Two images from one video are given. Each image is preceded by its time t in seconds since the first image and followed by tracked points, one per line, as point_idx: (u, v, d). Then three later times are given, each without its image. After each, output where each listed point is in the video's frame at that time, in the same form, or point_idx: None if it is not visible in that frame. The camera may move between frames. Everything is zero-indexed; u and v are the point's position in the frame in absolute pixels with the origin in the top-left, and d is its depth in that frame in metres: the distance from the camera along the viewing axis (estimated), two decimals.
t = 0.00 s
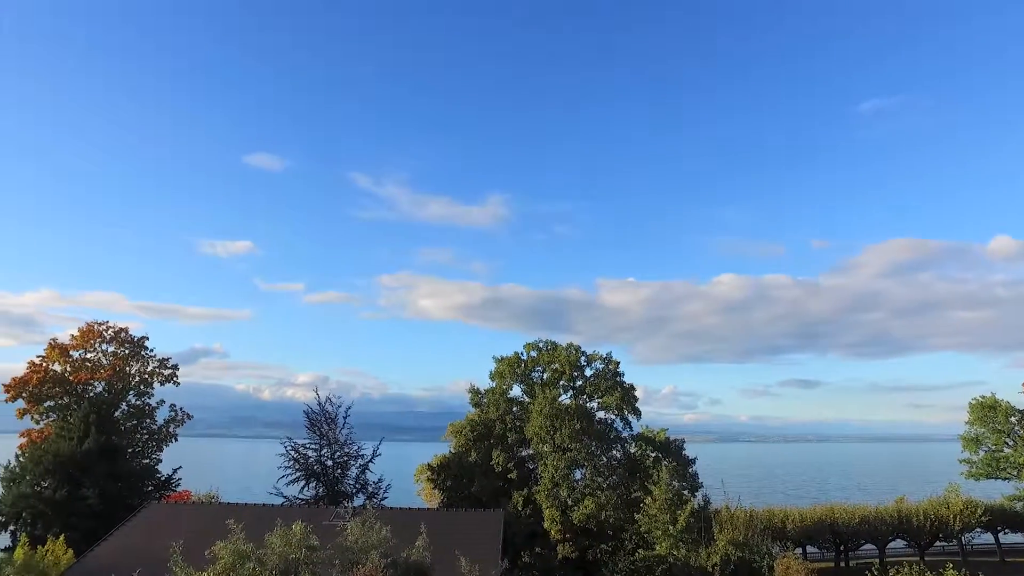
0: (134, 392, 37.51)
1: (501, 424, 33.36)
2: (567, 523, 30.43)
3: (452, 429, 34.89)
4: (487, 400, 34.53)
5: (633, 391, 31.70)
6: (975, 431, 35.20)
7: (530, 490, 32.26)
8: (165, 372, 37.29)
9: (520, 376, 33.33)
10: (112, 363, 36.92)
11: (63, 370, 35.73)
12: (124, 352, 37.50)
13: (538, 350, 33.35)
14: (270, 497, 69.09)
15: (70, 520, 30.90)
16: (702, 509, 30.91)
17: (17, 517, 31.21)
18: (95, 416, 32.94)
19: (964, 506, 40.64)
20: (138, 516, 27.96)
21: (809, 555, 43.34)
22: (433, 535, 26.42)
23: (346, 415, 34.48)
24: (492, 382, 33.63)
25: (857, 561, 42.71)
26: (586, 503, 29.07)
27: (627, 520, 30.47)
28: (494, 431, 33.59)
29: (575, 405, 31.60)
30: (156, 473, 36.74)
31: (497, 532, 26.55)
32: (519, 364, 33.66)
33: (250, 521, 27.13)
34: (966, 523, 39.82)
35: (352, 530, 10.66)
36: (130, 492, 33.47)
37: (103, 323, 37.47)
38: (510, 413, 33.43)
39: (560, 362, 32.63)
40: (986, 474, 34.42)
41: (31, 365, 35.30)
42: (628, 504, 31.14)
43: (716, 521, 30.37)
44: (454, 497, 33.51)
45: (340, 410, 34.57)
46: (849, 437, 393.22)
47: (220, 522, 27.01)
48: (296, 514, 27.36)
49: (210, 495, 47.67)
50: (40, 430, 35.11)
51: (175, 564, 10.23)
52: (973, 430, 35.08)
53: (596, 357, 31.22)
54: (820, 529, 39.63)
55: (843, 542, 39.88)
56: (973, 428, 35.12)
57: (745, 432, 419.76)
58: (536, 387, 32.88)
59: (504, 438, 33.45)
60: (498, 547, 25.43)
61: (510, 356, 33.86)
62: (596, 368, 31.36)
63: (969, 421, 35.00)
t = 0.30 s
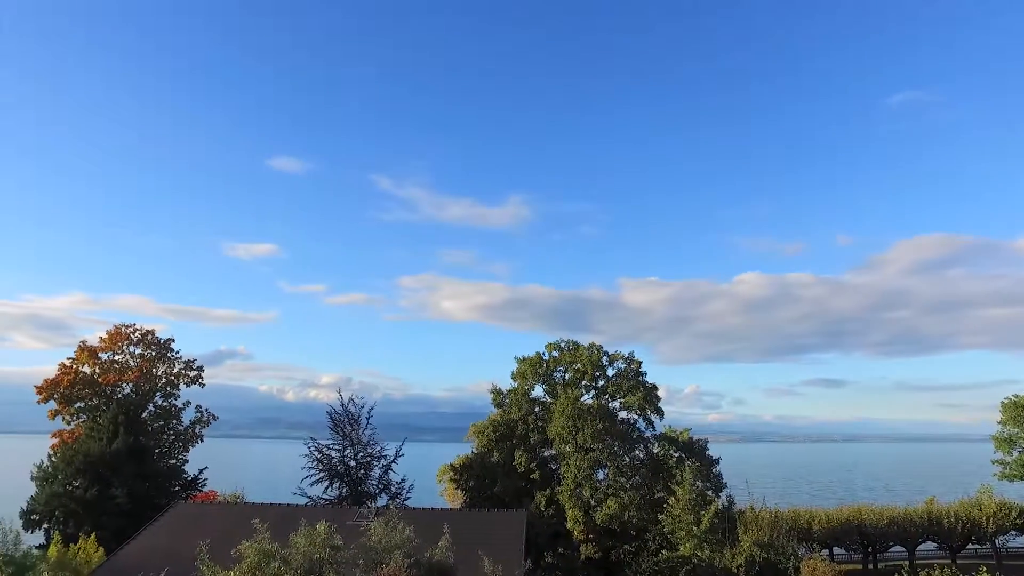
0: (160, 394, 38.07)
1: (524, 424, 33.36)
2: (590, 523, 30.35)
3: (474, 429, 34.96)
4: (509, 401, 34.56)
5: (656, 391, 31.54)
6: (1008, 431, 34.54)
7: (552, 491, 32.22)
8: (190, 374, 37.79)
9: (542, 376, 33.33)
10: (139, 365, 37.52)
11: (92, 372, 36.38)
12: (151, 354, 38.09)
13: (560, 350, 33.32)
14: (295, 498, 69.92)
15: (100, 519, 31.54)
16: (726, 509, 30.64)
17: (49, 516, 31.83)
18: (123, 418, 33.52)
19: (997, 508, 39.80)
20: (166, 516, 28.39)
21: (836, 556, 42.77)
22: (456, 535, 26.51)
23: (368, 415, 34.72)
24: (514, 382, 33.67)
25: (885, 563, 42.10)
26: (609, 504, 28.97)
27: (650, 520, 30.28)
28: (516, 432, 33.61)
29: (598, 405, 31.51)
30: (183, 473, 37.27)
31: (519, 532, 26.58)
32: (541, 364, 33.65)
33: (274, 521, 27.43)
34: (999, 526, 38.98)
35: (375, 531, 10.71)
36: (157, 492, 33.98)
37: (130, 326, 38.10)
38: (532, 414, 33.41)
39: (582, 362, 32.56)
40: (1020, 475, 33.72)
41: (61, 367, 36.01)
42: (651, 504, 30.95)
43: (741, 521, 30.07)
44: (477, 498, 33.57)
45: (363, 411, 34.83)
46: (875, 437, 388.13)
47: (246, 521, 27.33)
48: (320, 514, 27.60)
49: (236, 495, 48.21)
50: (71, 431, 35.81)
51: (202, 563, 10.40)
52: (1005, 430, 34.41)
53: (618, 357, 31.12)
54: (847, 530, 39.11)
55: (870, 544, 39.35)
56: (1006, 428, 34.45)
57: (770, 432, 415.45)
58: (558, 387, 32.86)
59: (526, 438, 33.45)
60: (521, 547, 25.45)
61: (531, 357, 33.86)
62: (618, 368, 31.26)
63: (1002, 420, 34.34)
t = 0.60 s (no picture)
0: (186, 395, 38.61)
1: (546, 424, 33.35)
2: (613, 524, 30.24)
3: (496, 430, 35.03)
4: (531, 401, 34.58)
5: (679, 391, 31.36)
6: None
7: (575, 491, 32.14)
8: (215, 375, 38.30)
9: (563, 376, 33.29)
10: (165, 367, 38.09)
11: (120, 374, 37.00)
12: (177, 356, 38.66)
13: (582, 350, 33.28)
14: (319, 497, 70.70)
15: (129, 519, 32.20)
16: (751, 510, 30.37)
17: (81, 515, 32.51)
18: (151, 419, 34.03)
19: None
20: (193, 516, 28.80)
21: (864, 559, 42.24)
22: (479, 536, 26.60)
23: (391, 416, 34.92)
24: (536, 382, 33.69)
25: (915, 566, 41.51)
26: (632, 504, 28.86)
27: (673, 521, 30.09)
28: (538, 432, 33.61)
29: (620, 405, 31.40)
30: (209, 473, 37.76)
31: (541, 532, 26.62)
32: (563, 364, 33.63)
33: (299, 521, 27.70)
34: None
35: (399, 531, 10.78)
36: (185, 492, 34.46)
37: (156, 328, 38.71)
38: (555, 414, 33.39)
39: (604, 362, 32.47)
40: None
41: (90, 369, 36.69)
42: (675, 504, 30.75)
43: (766, 522, 29.78)
44: (500, 498, 33.60)
45: (385, 412, 35.06)
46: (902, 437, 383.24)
47: (271, 521, 27.64)
48: (344, 514, 27.83)
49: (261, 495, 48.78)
50: (100, 432, 36.48)
51: (228, 561, 10.55)
52: None
53: (640, 356, 31.01)
54: (874, 531, 38.79)
55: (900, 546, 38.83)
56: None
57: (794, 432, 411.07)
58: (580, 387, 32.82)
59: (549, 439, 33.43)
60: (544, 547, 25.48)
61: (553, 357, 33.86)
62: (640, 368, 31.14)
63: None
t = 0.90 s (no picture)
0: (212, 397, 39.11)
1: (568, 425, 33.32)
2: (636, 525, 30.11)
3: (519, 430, 35.06)
4: (553, 402, 34.55)
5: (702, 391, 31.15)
6: None
7: (598, 492, 32.08)
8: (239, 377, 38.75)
9: (586, 376, 33.23)
10: (191, 369, 38.64)
11: (147, 376, 37.64)
12: (202, 358, 39.20)
13: (604, 350, 33.19)
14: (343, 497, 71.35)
15: (158, 519, 32.69)
16: (776, 511, 30.05)
17: (111, 514, 33.16)
18: (177, 420, 34.54)
19: None
20: (220, 515, 29.20)
21: (894, 561, 41.61)
22: (502, 536, 26.67)
23: (414, 417, 35.10)
24: (558, 383, 33.67)
25: (947, 569, 40.75)
26: (655, 505, 28.74)
27: (697, 521, 29.88)
28: (560, 433, 33.57)
29: (643, 405, 31.26)
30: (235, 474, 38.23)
31: (564, 533, 26.58)
32: (585, 364, 33.58)
33: (323, 521, 27.98)
34: None
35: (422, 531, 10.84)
36: (211, 492, 34.93)
37: (182, 331, 39.29)
38: (577, 414, 33.34)
39: (626, 362, 32.35)
40: None
41: (119, 371, 37.35)
42: (699, 505, 30.52)
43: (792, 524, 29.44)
44: (522, 499, 33.60)
45: (408, 412, 35.26)
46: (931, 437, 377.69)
47: (296, 521, 27.95)
48: (367, 514, 28.06)
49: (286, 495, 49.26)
50: (129, 433, 37.12)
51: (254, 560, 10.70)
52: None
53: (663, 356, 30.86)
54: (904, 534, 38.10)
55: (931, 548, 38.19)
56: None
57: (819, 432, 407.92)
58: (602, 387, 32.73)
59: (571, 439, 33.37)
60: (566, 548, 25.46)
61: (575, 357, 33.82)
62: (663, 367, 30.98)
63: None
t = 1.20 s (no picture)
0: (237, 398, 39.60)
1: (591, 425, 33.28)
2: (660, 525, 29.96)
3: (541, 430, 35.09)
4: (575, 402, 34.51)
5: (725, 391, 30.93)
6: None
7: (621, 492, 32.00)
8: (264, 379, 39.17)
9: (608, 376, 33.18)
10: (216, 370, 39.14)
11: (174, 378, 38.24)
12: (227, 360, 39.70)
13: (626, 350, 33.09)
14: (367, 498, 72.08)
15: (185, 518, 33.19)
16: (802, 512, 29.70)
17: (140, 514, 33.80)
18: (203, 421, 35.05)
19: None
20: (246, 515, 29.58)
21: (925, 564, 41.02)
22: (525, 536, 26.72)
23: (436, 418, 35.27)
24: (580, 383, 33.63)
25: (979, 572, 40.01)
26: (679, 505, 28.58)
27: (722, 522, 29.65)
28: (583, 433, 33.53)
29: (666, 405, 31.11)
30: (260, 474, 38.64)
31: (587, 533, 26.57)
32: (608, 364, 33.51)
33: (347, 521, 28.22)
34: None
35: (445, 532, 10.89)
36: (238, 492, 35.38)
37: (207, 333, 39.83)
38: (599, 414, 33.28)
39: (648, 361, 32.22)
40: None
41: (146, 373, 38.00)
42: (723, 506, 30.25)
43: (819, 524, 29.09)
44: (545, 499, 33.59)
45: (430, 413, 35.44)
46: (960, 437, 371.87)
47: (321, 521, 28.23)
48: (391, 514, 28.26)
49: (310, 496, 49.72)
50: (157, 434, 37.77)
51: (280, 558, 10.84)
52: None
53: (685, 356, 30.71)
54: (935, 536, 37.53)
55: (963, 552, 37.54)
56: None
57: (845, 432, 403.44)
58: (625, 387, 32.64)
59: (594, 439, 33.31)
60: (590, 548, 25.43)
61: (597, 357, 33.76)
62: (685, 367, 30.82)
63: None
